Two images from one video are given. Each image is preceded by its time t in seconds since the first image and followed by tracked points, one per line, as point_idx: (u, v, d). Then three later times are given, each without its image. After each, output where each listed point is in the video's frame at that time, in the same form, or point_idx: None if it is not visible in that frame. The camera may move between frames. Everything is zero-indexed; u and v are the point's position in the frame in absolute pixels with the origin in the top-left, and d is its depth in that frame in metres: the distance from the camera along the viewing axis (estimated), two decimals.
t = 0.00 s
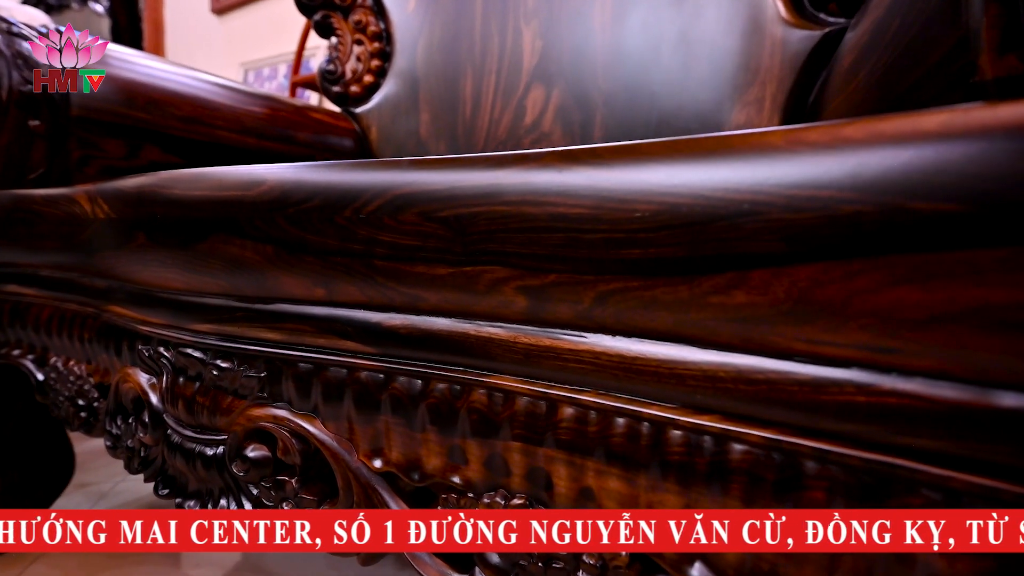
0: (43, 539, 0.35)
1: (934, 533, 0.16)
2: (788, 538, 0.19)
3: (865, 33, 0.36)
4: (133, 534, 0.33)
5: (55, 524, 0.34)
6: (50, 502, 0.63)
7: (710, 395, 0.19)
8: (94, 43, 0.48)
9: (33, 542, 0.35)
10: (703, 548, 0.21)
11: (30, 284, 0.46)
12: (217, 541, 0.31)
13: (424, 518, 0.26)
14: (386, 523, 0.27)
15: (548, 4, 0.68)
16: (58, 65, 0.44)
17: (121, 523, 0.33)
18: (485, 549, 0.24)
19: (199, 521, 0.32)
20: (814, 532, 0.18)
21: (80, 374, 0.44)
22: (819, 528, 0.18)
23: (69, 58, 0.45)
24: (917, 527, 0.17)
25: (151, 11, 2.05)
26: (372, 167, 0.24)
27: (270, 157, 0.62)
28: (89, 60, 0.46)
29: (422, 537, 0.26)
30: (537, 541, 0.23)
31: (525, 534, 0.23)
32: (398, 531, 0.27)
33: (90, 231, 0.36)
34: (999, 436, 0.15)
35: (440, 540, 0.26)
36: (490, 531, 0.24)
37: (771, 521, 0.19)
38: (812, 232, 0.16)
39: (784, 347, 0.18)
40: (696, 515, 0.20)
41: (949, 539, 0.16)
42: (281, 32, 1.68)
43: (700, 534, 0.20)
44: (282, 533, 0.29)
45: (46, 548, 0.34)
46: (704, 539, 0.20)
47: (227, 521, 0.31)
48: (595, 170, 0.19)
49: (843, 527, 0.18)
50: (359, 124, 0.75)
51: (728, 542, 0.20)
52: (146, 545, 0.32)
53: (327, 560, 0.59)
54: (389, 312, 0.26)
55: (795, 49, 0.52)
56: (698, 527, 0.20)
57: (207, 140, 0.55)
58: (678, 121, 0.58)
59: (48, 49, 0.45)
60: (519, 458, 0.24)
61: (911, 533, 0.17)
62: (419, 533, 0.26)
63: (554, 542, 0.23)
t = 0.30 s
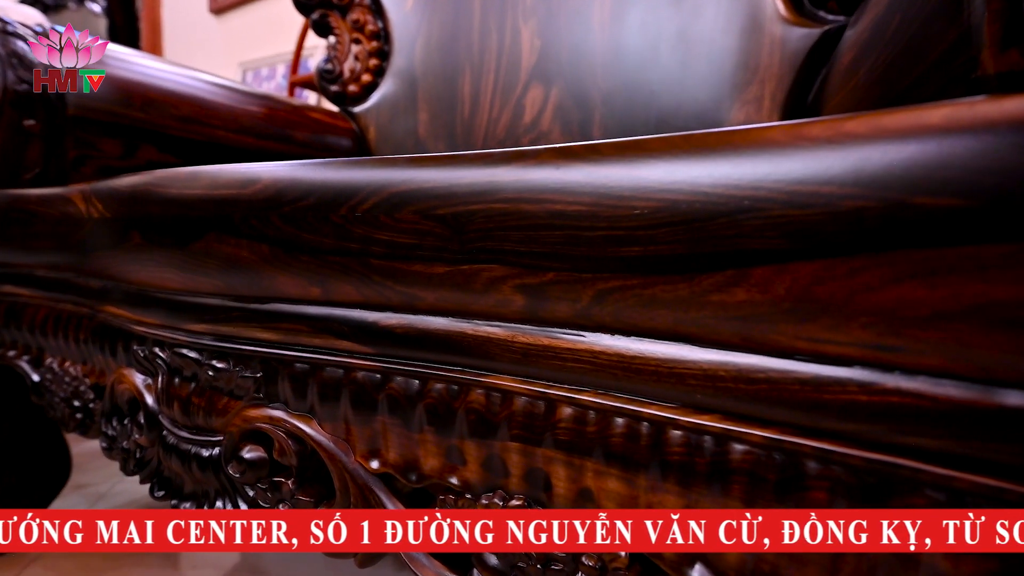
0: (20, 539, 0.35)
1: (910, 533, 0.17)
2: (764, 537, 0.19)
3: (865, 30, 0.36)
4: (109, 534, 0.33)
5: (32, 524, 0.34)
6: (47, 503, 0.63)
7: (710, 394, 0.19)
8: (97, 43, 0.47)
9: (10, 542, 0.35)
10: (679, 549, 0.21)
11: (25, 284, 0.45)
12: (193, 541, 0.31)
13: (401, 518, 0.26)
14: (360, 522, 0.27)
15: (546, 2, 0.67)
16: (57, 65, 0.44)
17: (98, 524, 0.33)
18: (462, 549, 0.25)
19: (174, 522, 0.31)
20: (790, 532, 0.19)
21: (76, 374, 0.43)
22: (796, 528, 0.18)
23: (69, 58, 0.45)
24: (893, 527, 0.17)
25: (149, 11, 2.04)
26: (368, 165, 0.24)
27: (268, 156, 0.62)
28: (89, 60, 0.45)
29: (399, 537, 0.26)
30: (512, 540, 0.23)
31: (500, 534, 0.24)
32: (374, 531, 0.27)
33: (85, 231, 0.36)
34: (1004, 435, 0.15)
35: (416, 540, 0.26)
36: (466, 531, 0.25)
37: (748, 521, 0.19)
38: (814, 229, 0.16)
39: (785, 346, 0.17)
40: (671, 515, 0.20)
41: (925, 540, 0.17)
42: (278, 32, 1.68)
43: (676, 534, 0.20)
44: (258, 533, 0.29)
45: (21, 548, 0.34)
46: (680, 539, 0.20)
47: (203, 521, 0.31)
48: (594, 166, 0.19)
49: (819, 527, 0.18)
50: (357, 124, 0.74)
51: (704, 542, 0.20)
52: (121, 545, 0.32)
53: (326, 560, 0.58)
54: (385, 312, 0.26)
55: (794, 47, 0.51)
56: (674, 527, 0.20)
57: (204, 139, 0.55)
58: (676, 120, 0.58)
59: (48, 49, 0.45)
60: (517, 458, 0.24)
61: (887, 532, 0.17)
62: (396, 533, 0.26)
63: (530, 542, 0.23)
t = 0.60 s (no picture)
0: None
1: (887, 534, 0.17)
2: (741, 538, 0.20)
3: (866, 29, 0.35)
4: (86, 534, 0.33)
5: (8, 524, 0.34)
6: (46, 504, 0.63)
7: (710, 394, 0.19)
8: (96, 43, 0.47)
9: None
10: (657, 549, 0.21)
11: (22, 285, 0.45)
12: (169, 541, 0.31)
13: (377, 518, 0.27)
14: (337, 522, 0.27)
15: (545, 2, 0.67)
16: (58, 65, 0.44)
17: (74, 524, 0.33)
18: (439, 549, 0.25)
19: (152, 522, 0.32)
20: (767, 532, 0.19)
21: (74, 375, 0.43)
22: (772, 528, 0.19)
23: (68, 58, 0.44)
24: (869, 527, 0.17)
25: (147, 12, 2.04)
26: (366, 165, 0.24)
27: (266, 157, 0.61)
28: (89, 60, 0.45)
29: (375, 537, 0.27)
30: (489, 541, 0.24)
31: (478, 534, 0.24)
32: (351, 531, 0.27)
33: (82, 231, 0.36)
34: (1007, 435, 0.15)
35: (393, 540, 0.26)
36: (443, 531, 0.25)
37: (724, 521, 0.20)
38: (815, 227, 0.16)
39: (785, 345, 0.17)
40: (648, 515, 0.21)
41: (901, 540, 0.17)
42: (277, 33, 1.68)
43: (653, 534, 0.21)
44: (234, 533, 0.29)
45: None
46: (657, 539, 0.21)
47: (179, 522, 0.31)
48: (593, 165, 0.19)
49: (795, 527, 0.18)
50: (356, 124, 0.74)
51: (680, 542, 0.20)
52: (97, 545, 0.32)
53: (325, 561, 0.58)
54: (384, 312, 0.25)
55: (795, 48, 0.51)
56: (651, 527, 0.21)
57: (200, 140, 0.55)
58: (676, 120, 0.58)
59: (48, 49, 0.45)
60: (516, 459, 0.23)
61: (863, 532, 0.17)
62: (372, 534, 0.27)
63: (506, 542, 0.23)
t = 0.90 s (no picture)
0: None
1: (863, 534, 0.17)
2: (717, 538, 0.20)
3: (864, 26, 0.35)
4: (62, 534, 0.33)
5: None
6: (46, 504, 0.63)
7: (708, 394, 0.19)
8: (93, 43, 0.47)
9: None
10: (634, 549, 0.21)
11: (21, 287, 0.45)
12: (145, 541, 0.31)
13: (354, 518, 0.27)
14: (315, 522, 0.28)
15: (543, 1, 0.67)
16: (58, 65, 0.44)
17: (50, 524, 0.33)
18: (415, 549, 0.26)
19: (128, 522, 0.32)
20: (744, 532, 0.19)
21: (73, 377, 0.43)
22: (749, 528, 0.19)
23: (69, 58, 0.44)
24: (845, 527, 0.17)
25: (146, 12, 2.04)
26: (364, 165, 0.24)
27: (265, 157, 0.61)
28: (90, 60, 0.45)
29: (352, 537, 0.27)
30: (465, 541, 0.24)
31: (454, 534, 0.25)
32: (328, 531, 0.28)
33: (80, 233, 0.36)
34: (1006, 434, 0.15)
35: (369, 540, 0.27)
36: (419, 531, 0.26)
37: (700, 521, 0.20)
38: (813, 227, 0.16)
39: (783, 346, 0.17)
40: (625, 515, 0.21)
41: (877, 540, 0.17)
42: (276, 33, 1.67)
43: (629, 534, 0.21)
44: (212, 533, 0.30)
45: None
46: (633, 540, 0.21)
47: (156, 522, 0.32)
48: (592, 166, 0.19)
49: (771, 527, 0.19)
50: (354, 124, 0.74)
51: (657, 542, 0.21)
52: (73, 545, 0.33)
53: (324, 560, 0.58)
54: (382, 313, 0.25)
55: (793, 46, 0.51)
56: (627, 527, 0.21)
57: (200, 141, 0.55)
58: (675, 119, 0.58)
59: (48, 49, 0.45)
60: (515, 459, 0.23)
61: (840, 533, 0.18)
62: (349, 534, 0.27)
63: (483, 542, 0.24)
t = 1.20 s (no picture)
0: None
1: (839, 534, 0.18)
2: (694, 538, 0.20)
3: (865, 28, 0.35)
4: (37, 534, 0.33)
5: None
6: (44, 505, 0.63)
7: (706, 394, 0.19)
8: (93, 43, 0.46)
9: None
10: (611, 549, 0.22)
11: (18, 287, 0.45)
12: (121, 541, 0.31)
13: (330, 518, 0.27)
14: (291, 523, 0.28)
15: (544, 3, 0.67)
16: (58, 65, 0.44)
17: (26, 524, 0.33)
18: (390, 549, 0.26)
19: (105, 521, 0.32)
20: (719, 532, 0.20)
21: (70, 378, 0.43)
22: (724, 528, 0.19)
23: (69, 58, 0.44)
24: (822, 527, 0.18)
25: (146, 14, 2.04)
26: (362, 165, 0.23)
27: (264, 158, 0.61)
28: (89, 60, 0.46)
29: (328, 537, 0.27)
30: (441, 540, 0.25)
31: (430, 534, 0.25)
32: (304, 531, 0.28)
33: (77, 233, 0.35)
34: (1005, 434, 0.15)
35: (345, 540, 0.27)
36: (394, 531, 0.26)
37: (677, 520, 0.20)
38: (811, 226, 0.16)
39: (781, 345, 0.17)
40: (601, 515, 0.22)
41: (854, 540, 0.18)
42: (276, 35, 1.68)
43: (605, 534, 0.21)
44: (187, 533, 0.31)
45: None
46: (609, 539, 0.21)
47: (132, 522, 0.31)
48: (589, 165, 0.19)
49: (748, 527, 0.19)
50: (355, 126, 0.74)
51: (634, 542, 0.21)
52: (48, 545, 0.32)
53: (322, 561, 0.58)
54: (380, 313, 0.25)
55: (794, 48, 0.51)
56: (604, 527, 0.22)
57: (199, 141, 0.55)
58: (675, 121, 0.58)
59: (48, 49, 0.44)
60: (512, 460, 0.23)
61: (816, 533, 0.18)
62: (325, 534, 0.27)
63: (459, 542, 0.24)
